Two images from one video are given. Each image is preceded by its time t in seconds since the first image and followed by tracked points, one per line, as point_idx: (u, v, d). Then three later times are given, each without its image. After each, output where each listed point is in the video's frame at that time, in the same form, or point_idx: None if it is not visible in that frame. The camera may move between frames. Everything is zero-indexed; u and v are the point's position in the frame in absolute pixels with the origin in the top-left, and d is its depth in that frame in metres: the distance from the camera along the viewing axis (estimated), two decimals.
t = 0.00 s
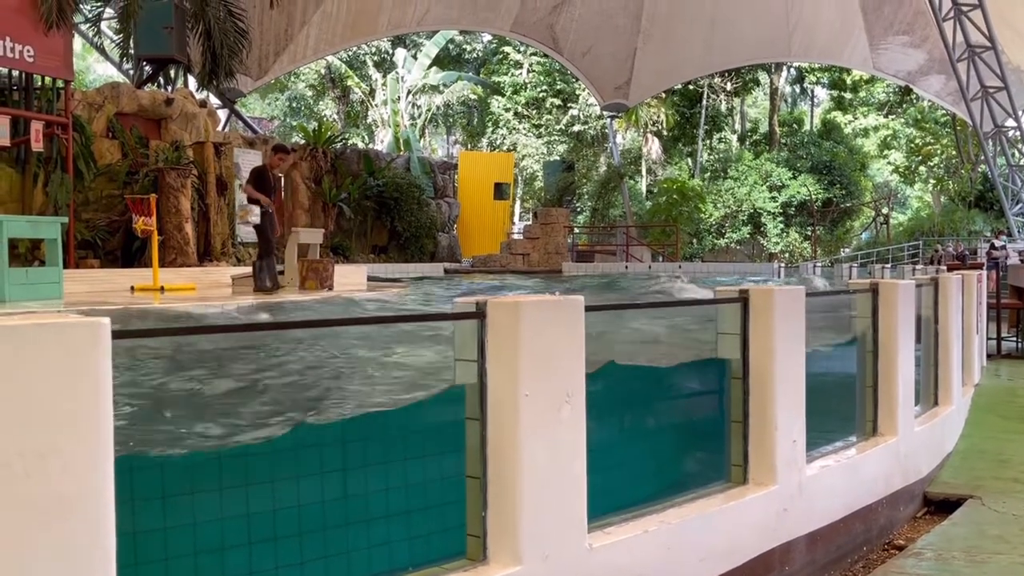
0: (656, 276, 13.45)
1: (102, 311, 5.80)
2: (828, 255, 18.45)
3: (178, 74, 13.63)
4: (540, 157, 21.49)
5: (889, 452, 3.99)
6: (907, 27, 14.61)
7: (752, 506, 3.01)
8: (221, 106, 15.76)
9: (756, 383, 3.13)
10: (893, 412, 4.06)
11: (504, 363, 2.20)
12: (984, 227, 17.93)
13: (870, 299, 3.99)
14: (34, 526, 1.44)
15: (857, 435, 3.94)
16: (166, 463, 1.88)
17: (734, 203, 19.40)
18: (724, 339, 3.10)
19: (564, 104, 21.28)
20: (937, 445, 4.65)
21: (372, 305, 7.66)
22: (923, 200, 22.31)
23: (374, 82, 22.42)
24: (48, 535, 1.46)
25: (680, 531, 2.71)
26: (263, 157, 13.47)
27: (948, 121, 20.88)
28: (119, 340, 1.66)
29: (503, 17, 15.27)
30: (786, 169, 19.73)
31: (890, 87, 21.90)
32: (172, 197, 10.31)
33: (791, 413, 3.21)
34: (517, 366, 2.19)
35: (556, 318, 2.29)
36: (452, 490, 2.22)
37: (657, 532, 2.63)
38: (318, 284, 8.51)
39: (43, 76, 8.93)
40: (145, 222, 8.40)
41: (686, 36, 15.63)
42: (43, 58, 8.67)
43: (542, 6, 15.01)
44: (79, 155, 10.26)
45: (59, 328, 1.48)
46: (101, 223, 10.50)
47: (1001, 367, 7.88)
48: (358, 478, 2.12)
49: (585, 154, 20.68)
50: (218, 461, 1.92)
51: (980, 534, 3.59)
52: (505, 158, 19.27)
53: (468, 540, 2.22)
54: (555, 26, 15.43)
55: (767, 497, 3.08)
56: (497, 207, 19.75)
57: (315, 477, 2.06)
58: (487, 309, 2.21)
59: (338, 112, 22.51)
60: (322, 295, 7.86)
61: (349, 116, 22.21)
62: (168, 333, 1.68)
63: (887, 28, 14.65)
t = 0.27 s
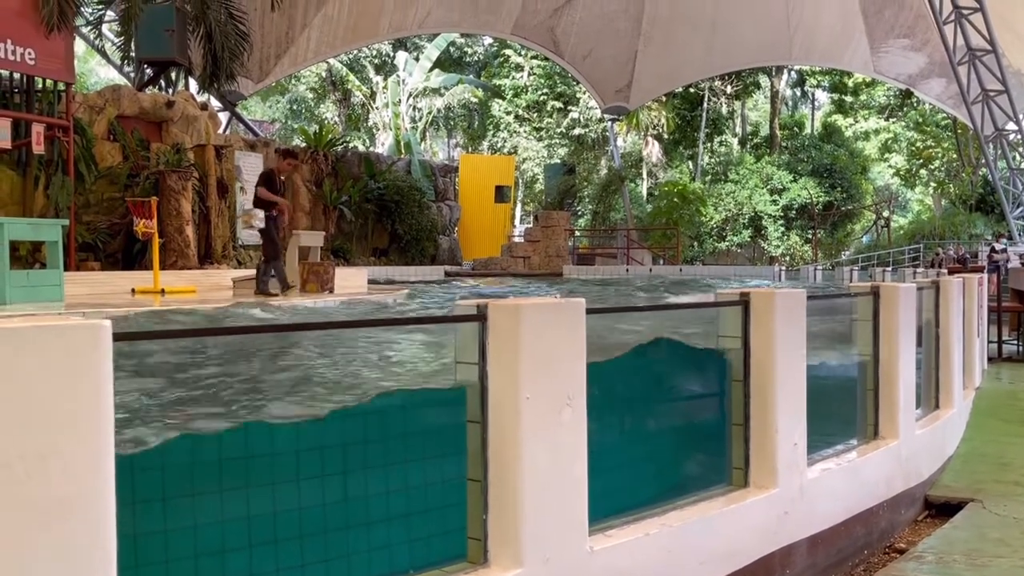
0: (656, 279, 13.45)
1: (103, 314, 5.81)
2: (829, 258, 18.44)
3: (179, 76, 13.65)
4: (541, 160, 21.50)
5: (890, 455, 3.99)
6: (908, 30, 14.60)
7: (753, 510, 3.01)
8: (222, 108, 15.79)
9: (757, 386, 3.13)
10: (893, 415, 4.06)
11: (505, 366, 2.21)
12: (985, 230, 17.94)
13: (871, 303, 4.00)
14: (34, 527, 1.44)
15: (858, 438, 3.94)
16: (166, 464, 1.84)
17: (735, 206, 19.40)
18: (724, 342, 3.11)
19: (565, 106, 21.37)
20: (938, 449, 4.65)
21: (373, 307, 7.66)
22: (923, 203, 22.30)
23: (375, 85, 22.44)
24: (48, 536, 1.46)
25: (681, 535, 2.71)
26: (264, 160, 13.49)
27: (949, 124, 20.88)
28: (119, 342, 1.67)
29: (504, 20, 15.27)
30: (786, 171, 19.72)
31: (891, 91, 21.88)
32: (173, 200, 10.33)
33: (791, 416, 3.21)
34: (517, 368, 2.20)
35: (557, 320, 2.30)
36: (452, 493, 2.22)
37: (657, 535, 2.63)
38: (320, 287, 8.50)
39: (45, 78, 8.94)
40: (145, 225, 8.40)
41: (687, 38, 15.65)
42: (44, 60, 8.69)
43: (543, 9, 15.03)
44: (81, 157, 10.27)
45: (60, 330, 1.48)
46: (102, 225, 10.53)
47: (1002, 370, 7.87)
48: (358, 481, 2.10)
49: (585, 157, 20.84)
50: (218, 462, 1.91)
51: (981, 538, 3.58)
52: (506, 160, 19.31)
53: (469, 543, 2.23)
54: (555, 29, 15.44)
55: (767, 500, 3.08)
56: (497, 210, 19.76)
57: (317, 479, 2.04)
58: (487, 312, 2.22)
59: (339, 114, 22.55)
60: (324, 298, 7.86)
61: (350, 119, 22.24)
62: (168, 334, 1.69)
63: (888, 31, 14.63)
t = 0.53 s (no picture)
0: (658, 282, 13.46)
1: (105, 316, 5.81)
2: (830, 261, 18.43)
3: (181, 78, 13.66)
4: (541, 162, 21.50)
5: (891, 457, 3.99)
6: (909, 33, 14.60)
7: (754, 512, 3.01)
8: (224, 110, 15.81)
9: (758, 388, 3.13)
10: (894, 418, 4.07)
11: (506, 368, 2.21)
12: (986, 232, 17.95)
13: (872, 306, 4.01)
14: (35, 527, 1.44)
15: (859, 440, 3.94)
16: (167, 465, 1.84)
17: (736, 208, 19.39)
18: (725, 344, 3.12)
19: (566, 109, 21.32)
20: (939, 452, 4.65)
21: (374, 309, 7.66)
22: (924, 206, 22.29)
23: (376, 88, 22.46)
24: (49, 537, 1.46)
25: (682, 537, 2.71)
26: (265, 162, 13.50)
27: (949, 126, 20.89)
28: (122, 343, 1.67)
29: (505, 22, 15.29)
30: (787, 174, 19.72)
31: (891, 93, 21.87)
32: (174, 202, 10.33)
33: (792, 419, 3.21)
34: (518, 370, 2.20)
35: (559, 322, 2.30)
36: (453, 495, 2.22)
37: (659, 537, 2.63)
38: (321, 289, 8.54)
39: (46, 80, 8.96)
40: (147, 227, 8.41)
41: (688, 41, 15.66)
42: (46, 62, 8.71)
43: (544, 11, 15.04)
44: (82, 159, 10.29)
45: (61, 332, 1.48)
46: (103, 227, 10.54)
47: (1003, 372, 7.86)
48: (359, 483, 2.10)
49: (586, 159, 20.84)
50: (219, 464, 1.91)
51: (982, 540, 3.58)
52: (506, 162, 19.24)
53: (471, 545, 2.24)
54: (556, 32, 15.46)
55: (768, 502, 3.08)
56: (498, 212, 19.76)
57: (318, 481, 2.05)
58: (489, 314, 2.22)
59: (340, 117, 22.58)
60: (325, 299, 7.87)
61: (351, 121, 22.29)
62: (169, 337, 1.69)
63: (888, 34, 14.62)
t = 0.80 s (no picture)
0: (659, 284, 13.45)
1: (106, 317, 5.82)
2: (831, 263, 18.43)
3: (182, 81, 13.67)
4: (543, 165, 21.53)
5: (892, 459, 3.99)
6: (910, 35, 14.60)
7: (756, 514, 3.01)
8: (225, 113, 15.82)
9: (760, 390, 3.13)
10: (896, 420, 4.06)
11: (508, 370, 2.21)
12: (987, 235, 17.96)
13: (873, 307, 4.01)
14: (36, 528, 1.44)
15: (860, 442, 3.94)
16: (168, 467, 1.84)
17: (737, 210, 19.39)
18: (726, 346, 3.12)
19: (568, 111, 21.28)
20: (940, 454, 4.65)
21: (375, 311, 7.66)
22: (925, 208, 22.29)
23: (377, 90, 22.48)
24: (50, 537, 1.46)
25: (683, 539, 2.71)
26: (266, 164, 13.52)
27: (950, 129, 20.89)
28: (123, 345, 1.67)
29: (506, 24, 15.30)
30: (789, 176, 19.72)
31: (892, 95, 21.87)
32: (176, 204, 10.33)
33: (793, 421, 3.21)
34: (519, 372, 2.20)
35: (560, 324, 2.30)
36: (454, 498, 2.23)
37: (660, 540, 2.63)
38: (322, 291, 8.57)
39: (47, 82, 8.98)
40: (148, 229, 8.42)
41: (689, 43, 15.68)
42: (48, 64, 8.72)
43: (545, 14, 15.06)
44: (83, 161, 10.31)
45: (63, 333, 1.48)
46: (105, 230, 10.54)
47: (1004, 375, 7.86)
48: (361, 485, 2.10)
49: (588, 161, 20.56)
50: (221, 466, 1.91)
51: (983, 543, 3.58)
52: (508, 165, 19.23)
53: (472, 547, 2.24)
54: (558, 34, 15.48)
55: (769, 504, 3.08)
56: (499, 213, 19.76)
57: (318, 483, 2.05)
58: (490, 316, 2.22)
59: (341, 119, 22.61)
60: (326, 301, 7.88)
61: (352, 123, 22.32)
62: (169, 338, 1.69)
63: (890, 36, 14.62)
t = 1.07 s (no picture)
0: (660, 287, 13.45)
1: (108, 319, 5.83)
2: (832, 266, 18.42)
3: (183, 83, 13.67)
4: (544, 167, 21.54)
5: (893, 462, 3.99)
6: (911, 37, 14.60)
7: (757, 517, 3.01)
8: (226, 115, 15.83)
9: (760, 394, 3.13)
10: (896, 422, 4.06)
11: (508, 372, 2.21)
12: (988, 237, 17.96)
13: (874, 309, 4.01)
14: (36, 530, 1.44)
15: (861, 444, 3.94)
16: (169, 469, 1.84)
17: (738, 213, 19.38)
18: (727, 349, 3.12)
19: (569, 113, 21.23)
20: (941, 456, 4.65)
21: (376, 313, 7.66)
22: (927, 210, 22.27)
23: (378, 92, 22.49)
24: (50, 539, 1.46)
25: (684, 541, 2.71)
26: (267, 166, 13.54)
27: (951, 131, 20.90)
28: (124, 346, 1.67)
29: (507, 27, 15.32)
30: (790, 179, 19.73)
31: (893, 98, 21.86)
32: (177, 206, 10.34)
33: (794, 423, 3.21)
34: (519, 375, 2.20)
35: (561, 326, 2.30)
36: (455, 501, 2.23)
37: (661, 542, 2.63)
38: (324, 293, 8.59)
39: (49, 84, 8.98)
40: (149, 230, 8.43)
41: (690, 46, 15.69)
42: (49, 66, 8.73)
43: (546, 16, 15.07)
44: (84, 163, 10.33)
45: (64, 336, 1.48)
46: (106, 232, 10.54)
47: (1005, 377, 7.86)
48: (361, 487, 2.10)
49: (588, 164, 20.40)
50: (221, 468, 1.91)
51: (985, 545, 3.58)
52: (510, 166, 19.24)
53: (473, 549, 2.24)
54: (559, 36, 15.50)
55: (771, 507, 3.08)
56: (500, 215, 19.78)
57: (319, 487, 2.04)
58: (491, 318, 2.22)
59: (342, 121, 22.65)
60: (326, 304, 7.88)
61: (353, 126, 22.34)
62: (171, 340, 1.69)
63: (891, 38, 14.62)
